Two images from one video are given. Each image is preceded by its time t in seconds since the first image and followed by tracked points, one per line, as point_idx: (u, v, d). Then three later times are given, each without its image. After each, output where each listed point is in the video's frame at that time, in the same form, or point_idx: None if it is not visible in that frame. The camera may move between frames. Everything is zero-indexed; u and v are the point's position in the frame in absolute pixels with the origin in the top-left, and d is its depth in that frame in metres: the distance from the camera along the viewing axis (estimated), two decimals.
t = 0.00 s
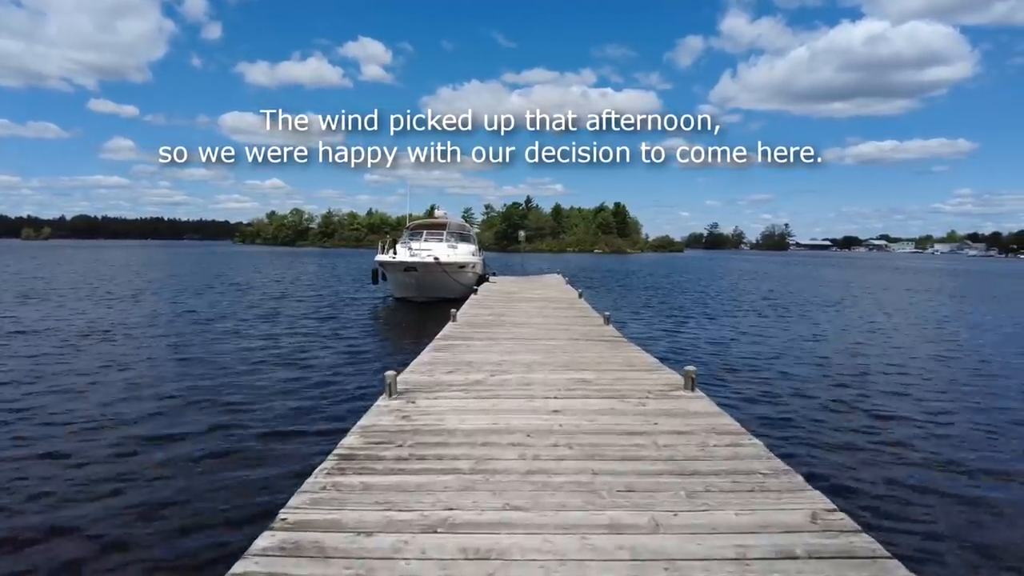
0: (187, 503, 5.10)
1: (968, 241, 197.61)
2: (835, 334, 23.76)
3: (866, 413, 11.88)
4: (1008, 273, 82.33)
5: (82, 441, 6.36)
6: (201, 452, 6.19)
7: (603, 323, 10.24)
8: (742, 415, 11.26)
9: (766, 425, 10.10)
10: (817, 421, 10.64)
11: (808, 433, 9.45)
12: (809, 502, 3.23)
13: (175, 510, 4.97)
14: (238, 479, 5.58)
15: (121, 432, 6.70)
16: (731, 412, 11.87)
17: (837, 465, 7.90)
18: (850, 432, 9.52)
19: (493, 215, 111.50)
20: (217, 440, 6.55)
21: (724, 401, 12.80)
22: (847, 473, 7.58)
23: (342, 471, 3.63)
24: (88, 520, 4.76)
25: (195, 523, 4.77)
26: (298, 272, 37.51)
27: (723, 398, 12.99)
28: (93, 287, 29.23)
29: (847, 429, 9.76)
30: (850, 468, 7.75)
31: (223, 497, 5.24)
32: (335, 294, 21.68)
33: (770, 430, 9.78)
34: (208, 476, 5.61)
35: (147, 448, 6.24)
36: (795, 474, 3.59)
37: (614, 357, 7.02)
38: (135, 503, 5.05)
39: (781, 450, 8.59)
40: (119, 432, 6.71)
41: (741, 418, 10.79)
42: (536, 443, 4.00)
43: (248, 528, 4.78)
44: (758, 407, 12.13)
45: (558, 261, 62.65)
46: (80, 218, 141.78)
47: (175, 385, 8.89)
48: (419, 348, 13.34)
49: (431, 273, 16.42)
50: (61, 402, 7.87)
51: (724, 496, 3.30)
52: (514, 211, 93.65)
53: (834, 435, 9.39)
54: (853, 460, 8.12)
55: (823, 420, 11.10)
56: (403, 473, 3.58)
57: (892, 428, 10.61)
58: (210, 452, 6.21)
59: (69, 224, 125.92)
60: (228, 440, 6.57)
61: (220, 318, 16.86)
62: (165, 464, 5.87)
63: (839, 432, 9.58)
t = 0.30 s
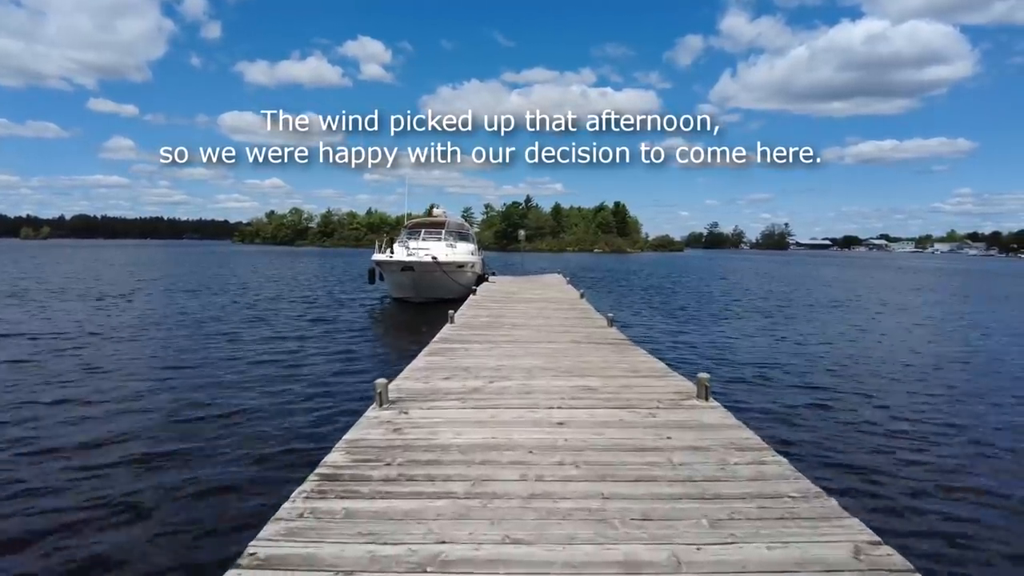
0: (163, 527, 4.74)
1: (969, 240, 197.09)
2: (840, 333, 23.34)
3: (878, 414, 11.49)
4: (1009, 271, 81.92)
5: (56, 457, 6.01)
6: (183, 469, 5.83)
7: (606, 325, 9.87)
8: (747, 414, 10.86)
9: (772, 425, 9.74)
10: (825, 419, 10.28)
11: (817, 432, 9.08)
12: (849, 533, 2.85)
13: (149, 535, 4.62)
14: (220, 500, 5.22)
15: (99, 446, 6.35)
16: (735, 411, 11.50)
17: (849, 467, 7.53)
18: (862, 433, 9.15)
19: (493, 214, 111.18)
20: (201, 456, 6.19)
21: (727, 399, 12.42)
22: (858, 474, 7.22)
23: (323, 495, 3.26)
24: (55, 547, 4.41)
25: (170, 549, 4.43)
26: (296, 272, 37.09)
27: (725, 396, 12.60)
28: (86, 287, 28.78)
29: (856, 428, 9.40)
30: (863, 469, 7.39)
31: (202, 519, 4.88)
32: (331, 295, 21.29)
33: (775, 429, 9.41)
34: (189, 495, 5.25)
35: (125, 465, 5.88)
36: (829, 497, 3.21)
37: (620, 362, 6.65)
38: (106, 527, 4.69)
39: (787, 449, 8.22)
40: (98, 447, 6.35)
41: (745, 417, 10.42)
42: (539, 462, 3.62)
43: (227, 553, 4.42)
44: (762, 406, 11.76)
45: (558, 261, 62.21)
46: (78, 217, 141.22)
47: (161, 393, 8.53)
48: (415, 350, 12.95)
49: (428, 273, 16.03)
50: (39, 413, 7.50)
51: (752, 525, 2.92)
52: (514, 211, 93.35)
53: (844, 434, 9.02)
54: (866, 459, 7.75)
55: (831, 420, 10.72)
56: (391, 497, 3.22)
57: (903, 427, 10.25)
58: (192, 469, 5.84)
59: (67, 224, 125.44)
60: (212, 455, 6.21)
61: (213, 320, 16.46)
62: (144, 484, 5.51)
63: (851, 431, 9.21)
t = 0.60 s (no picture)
0: (136, 537, 4.37)
1: (969, 238, 196.68)
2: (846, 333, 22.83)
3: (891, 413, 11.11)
4: (1011, 270, 81.58)
5: (28, 461, 5.63)
6: (163, 470, 5.47)
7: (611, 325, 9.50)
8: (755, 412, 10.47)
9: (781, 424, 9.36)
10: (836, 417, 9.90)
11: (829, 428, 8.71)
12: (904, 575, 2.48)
13: (119, 547, 4.24)
14: (200, 505, 4.86)
15: (74, 448, 5.98)
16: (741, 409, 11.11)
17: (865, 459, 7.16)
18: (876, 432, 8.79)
19: (493, 211, 110.80)
20: (183, 456, 5.83)
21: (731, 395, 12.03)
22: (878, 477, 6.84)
23: (303, 526, 2.88)
24: (15, 562, 4.03)
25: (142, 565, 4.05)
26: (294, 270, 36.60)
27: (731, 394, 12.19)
28: (78, 285, 28.29)
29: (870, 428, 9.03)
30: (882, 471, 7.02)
31: (181, 528, 4.52)
32: (328, 294, 20.85)
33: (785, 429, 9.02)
34: (167, 501, 4.90)
35: (102, 468, 5.51)
36: (873, 530, 2.84)
37: (627, 367, 6.28)
38: (76, 537, 4.33)
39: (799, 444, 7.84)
40: (73, 449, 5.98)
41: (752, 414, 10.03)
42: (546, 486, 3.25)
43: (204, 566, 4.04)
44: (769, 405, 11.36)
45: (557, 259, 61.72)
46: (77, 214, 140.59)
47: (145, 393, 8.15)
48: (412, 351, 12.56)
49: (427, 271, 15.65)
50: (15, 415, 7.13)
51: (790, 564, 2.56)
52: (514, 208, 93.01)
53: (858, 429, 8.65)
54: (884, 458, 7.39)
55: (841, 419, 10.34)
56: (380, 527, 2.86)
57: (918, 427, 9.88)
58: (173, 470, 5.49)
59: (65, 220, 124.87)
60: (195, 455, 5.85)
61: (205, 318, 16.03)
62: (121, 486, 5.15)
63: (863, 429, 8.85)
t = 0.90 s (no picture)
0: (106, 564, 4.04)
1: (970, 234, 196.28)
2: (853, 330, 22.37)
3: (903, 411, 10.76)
4: (1013, 267, 81.27)
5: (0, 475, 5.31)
6: (138, 491, 5.11)
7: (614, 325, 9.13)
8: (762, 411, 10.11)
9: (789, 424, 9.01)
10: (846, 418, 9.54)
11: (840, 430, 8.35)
12: None
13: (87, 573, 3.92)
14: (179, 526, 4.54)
15: (50, 459, 5.65)
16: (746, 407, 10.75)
17: (882, 466, 6.79)
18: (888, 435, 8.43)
19: (492, 208, 110.29)
20: (161, 472, 5.47)
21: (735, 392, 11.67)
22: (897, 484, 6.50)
23: (274, 557, 2.54)
24: None
25: None
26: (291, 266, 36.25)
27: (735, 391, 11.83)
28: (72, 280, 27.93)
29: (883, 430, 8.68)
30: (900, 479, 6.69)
31: (156, 553, 4.21)
32: (325, 291, 20.50)
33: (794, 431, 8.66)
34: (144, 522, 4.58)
35: (73, 485, 5.16)
36: (925, 565, 2.49)
37: (634, 370, 5.91)
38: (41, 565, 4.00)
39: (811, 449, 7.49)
40: (48, 459, 5.66)
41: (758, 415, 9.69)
42: (550, 510, 2.90)
43: None
44: (775, 403, 10.99)
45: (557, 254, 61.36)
46: (75, 210, 140.09)
47: (127, 395, 7.79)
48: (409, 350, 12.21)
49: (424, 267, 15.28)
50: None
51: None
52: (513, 207, 92.83)
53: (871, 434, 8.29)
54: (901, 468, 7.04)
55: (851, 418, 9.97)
56: (361, 559, 2.52)
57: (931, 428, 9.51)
58: (149, 491, 5.13)
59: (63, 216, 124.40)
60: (174, 472, 5.49)
61: (197, 315, 15.67)
62: (92, 508, 4.79)
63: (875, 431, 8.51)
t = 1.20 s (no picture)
0: None
1: (974, 233, 195.29)
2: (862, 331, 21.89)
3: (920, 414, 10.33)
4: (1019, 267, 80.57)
5: None
6: (107, 502, 4.72)
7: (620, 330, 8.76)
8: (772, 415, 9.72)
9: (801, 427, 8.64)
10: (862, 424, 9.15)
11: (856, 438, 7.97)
12: None
13: None
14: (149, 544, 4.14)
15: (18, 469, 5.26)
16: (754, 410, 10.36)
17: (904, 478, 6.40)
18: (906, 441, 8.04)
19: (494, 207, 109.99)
20: (136, 480, 5.09)
21: (744, 396, 11.28)
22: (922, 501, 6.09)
23: None
24: None
25: None
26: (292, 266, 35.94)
27: (743, 395, 11.42)
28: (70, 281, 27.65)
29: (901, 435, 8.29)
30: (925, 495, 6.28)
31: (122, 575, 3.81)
32: (323, 292, 20.11)
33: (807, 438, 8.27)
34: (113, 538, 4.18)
35: (37, 497, 4.76)
36: None
37: (642, 382, 5.53)
38: None
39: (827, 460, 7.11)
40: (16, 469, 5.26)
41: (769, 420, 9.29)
42: (554, 561, 2.50)
43: None
44: (786, 406, 10.58)
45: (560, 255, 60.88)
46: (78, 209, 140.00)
47: (109, 400, 7.43)
48: (406, 354, 11.81)
49: (423, 269, 14.90)
50: None
51: None
52: (515, 206, 92.40)
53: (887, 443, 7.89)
54: (924, 478, 6.65)
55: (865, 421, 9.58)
56: None
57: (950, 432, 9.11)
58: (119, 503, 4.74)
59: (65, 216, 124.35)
60: (150, 479, 5.12)
61: (191, 318, 15.32)
62: (56, 520, 4.42)
63: (892, 437, 8.12)
